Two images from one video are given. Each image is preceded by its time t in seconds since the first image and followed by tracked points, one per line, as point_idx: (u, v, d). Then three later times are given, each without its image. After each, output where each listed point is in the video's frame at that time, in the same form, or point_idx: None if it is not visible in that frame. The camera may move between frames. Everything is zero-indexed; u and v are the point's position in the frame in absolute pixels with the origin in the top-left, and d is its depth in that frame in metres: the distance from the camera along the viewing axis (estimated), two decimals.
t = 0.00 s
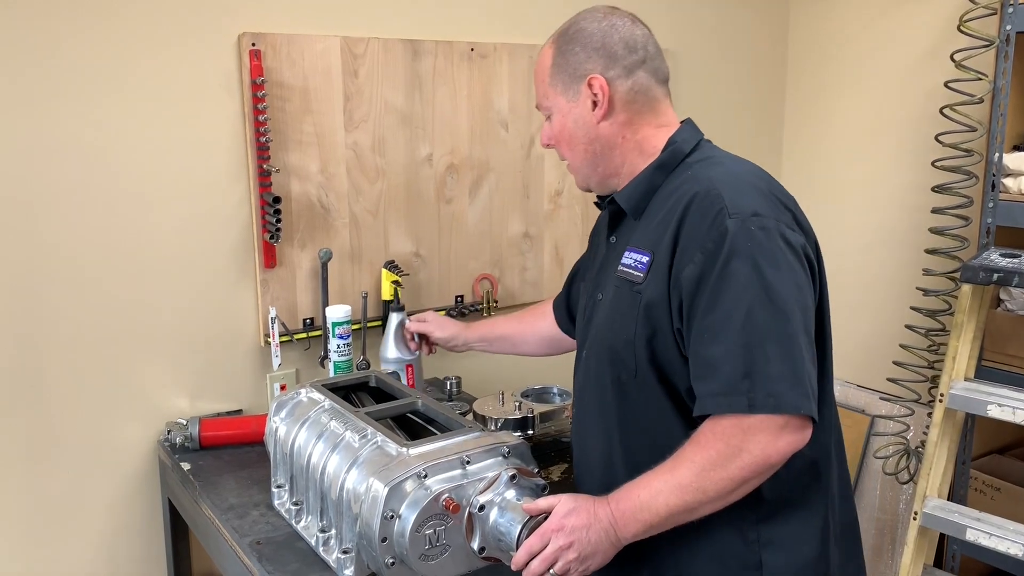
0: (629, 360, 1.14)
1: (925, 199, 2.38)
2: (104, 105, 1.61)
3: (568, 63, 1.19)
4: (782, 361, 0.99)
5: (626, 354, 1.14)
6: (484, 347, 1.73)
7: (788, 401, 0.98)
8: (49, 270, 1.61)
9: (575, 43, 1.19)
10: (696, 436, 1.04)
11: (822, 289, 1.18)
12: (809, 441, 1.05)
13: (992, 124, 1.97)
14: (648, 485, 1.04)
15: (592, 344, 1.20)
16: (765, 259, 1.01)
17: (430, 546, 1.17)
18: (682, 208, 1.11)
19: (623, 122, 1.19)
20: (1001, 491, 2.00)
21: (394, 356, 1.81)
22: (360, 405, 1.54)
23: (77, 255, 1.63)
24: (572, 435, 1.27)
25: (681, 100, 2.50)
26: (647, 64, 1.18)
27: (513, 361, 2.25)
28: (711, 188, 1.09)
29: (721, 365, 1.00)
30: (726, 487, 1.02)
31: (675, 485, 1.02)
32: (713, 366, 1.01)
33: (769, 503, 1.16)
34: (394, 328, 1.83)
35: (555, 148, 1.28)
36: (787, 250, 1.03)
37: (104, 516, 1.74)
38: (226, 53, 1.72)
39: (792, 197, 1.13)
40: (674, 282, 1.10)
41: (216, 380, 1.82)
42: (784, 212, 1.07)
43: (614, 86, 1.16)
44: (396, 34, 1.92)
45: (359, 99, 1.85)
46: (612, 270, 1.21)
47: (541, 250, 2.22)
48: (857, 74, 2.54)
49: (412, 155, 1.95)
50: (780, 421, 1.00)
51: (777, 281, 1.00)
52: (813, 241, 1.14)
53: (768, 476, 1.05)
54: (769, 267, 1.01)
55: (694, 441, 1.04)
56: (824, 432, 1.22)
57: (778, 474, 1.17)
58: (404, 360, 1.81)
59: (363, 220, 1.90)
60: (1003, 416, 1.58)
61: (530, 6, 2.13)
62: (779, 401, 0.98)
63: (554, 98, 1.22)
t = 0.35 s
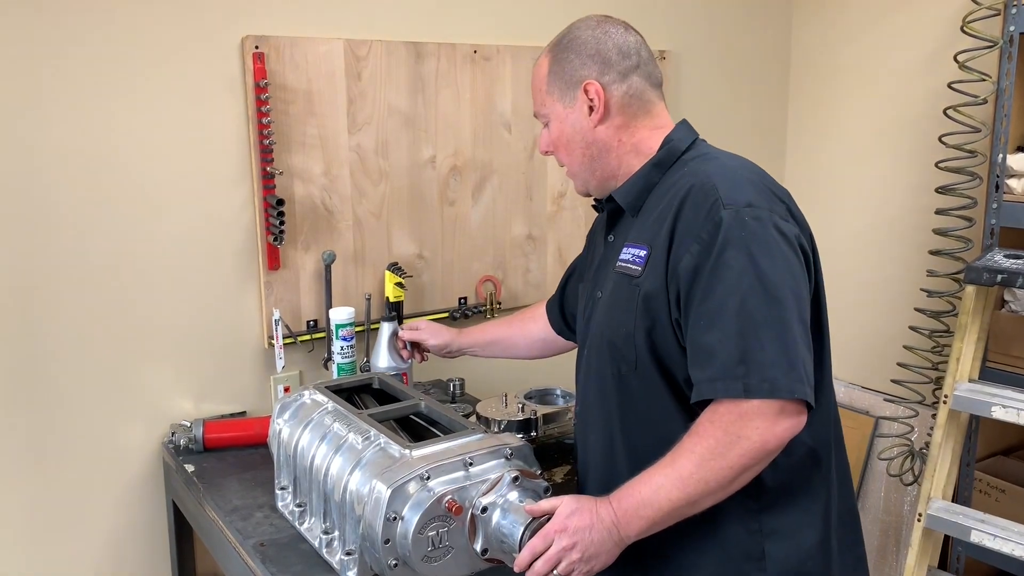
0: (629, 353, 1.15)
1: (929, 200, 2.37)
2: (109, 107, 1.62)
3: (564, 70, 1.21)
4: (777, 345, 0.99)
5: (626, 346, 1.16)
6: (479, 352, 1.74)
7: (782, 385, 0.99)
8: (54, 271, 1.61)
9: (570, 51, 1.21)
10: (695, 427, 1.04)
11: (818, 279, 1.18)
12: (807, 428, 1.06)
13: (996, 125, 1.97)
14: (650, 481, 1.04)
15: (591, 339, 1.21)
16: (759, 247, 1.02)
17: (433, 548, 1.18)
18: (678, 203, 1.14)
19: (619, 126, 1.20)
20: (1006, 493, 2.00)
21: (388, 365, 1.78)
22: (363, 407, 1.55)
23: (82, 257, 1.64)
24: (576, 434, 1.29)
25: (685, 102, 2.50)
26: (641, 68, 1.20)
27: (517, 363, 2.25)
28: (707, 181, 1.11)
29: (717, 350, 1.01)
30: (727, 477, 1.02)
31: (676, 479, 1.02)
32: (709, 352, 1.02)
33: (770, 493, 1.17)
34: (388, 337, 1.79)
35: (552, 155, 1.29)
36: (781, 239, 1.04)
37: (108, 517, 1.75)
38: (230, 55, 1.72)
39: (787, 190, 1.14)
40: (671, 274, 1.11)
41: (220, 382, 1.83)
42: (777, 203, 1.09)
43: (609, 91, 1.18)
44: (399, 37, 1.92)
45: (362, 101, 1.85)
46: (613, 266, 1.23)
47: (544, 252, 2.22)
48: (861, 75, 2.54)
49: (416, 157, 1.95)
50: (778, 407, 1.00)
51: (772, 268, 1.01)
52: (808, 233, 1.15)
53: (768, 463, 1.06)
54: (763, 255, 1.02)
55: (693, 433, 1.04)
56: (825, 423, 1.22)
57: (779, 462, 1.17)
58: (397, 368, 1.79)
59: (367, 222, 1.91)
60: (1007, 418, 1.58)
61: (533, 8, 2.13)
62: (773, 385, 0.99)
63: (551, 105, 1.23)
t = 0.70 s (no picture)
0: (663, 347, 1.15)
1: (932, 196, 2.37)
2: (109, 104, 1.62)
3: (611, 59, 1.19)
4: (805, 347, 0.99)
5: (659, 340, 1.15)
6: (483, 348, 1.74)
7: (807, 388, 0.98)
8: (54, 268, 1.61)
9: (619, 40, 1.19)
10: (707, 425, 1.05)
11: (858, 286, 1.16)
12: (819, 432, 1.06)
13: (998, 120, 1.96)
14: (656, 478, 1.04)
15: (625, 330, 1.21)
16: (795, 247, 1.01)
17: (434, 544, 1.19)
18: (720, 197, 1.13)
19: (665, 118, 1.19)
20: (1008, 489, 1.99)
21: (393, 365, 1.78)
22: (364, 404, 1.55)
23: (83, 254, 1.64)
24: (606, 428, 1.29)
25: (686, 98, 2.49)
26: (690, 61, 1.18)
27: (518, 360, 2.24)
28: (752, 177, 1.11)
29: (745, 348, 1.01)
30: (734, 478, 1.02)
31: (684, 476, 1.03)
32: (736, 349, 1.02)
33: (796, 495, 1.17)
34: (391, 336, 1.79)
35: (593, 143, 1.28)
36: (821, 242, 1.03)
37: (110, 515, 1.75)
38: (231, 52, 1.72)
39: (833, 194, 1.13)
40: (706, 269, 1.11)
41: (221, 380, 1.83)
42: (820, 205, 1.07)
43: (657, 83, 1.17)
44: (400, 34, 1.91)
45: (362, 98, 1.85)
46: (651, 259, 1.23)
47: (546, 249, 2.21)
48: (863, 71, 2.53)
49: (417, 154, 1.94)
50: (791, 410, 1.00)
51: (807, 269, 1.01)
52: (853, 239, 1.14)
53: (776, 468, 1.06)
54: (800, 256, 1.01)
55: (704, 431, 1.04)
56: (858, 428, 1.22)
57: (809, 464, 1.17)
58: (403, 366, 1.79)
59: (368, 219, 1.90)
60: (1010, 413, 1.58)
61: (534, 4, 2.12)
62: (799, 387, 0.99)
63: (596, 93, 1.22)
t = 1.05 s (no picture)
0: (738, 353, 1.13)
1: (931, 185, 2.35)
2: (99, 93, 1.59)
3: (694, 42, 1.15)
4: (893, 372, 0.97)
5: (736, 346, 1.13)
6: (507, 318, 1.70)
7: (893, 413, 0.97)
8: (44, 260, 1.59)
9: (703, 22, 1.14)
10: (763, 431, 1.03)
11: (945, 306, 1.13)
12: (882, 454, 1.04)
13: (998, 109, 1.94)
14: (702, 477, 1.03)
15: (697, 328, 1.19)
16: (889, 265, 0.99)
17: (428, 538, 1.19)
18: (810, 201, 1.10)
19: (750, 108, 1.15)
20: (1008, 481, 1.98)
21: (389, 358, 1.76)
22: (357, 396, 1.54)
23: (73, 245, 1.61)
24: (667, 420, 1.28)
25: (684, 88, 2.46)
26: (779, 47, 1.14)
27: (514, 352, 2.23)
28: (846, 185, 1.07)
29: (829, 367, 0.99)
30: (785, 489, 1.01)
31: (731, 480, 1.02)
32: (818, 367, 1.00)
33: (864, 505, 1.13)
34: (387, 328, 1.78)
35: (668, 129, 1.23)
36: (916, 260, 1.00)
37: (102, 510, 1.73)
38: (222, 41, 1.70)
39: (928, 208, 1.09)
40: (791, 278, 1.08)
41: (214, 373, 1.80)
42: (916, 220, 1.04)
43: (744, 70, 1.12)
44: (393, 22, 1.89)
45: (355, 87, 1.82)
46: (726, 255, 1.20)
47: (543, 240, 2.19)
48: (863, 60, 2.50)
49: (411, 144, 1.92)
50: (858, 432, 0.98)
51: (900, 290, 0.98)
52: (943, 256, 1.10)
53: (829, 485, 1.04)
54: (894, 274, 0.98)
55: (760, 437, 1.02)
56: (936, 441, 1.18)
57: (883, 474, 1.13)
58: (398, 360, 1.77)
59: (362, 211, 1.88)
60: (1010, 404, 1.56)
61: None
62: (883, 411, 0.97)
63: (677, 78, 1.17)
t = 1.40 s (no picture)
0: (784, 357, 1.14)
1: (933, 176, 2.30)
2: (78, 81, 1.55)
3: (740, 21, 1.13)
4: (982, 387, 0.96)
5: (784, 352, 1.14)
6: (600, 333, 1.68)
7: (988, 430, 0.96)
8: (20, 253, 1.54)
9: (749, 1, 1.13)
10: (890, 470, 1.00)
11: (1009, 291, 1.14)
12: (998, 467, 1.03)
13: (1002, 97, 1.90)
14: (842, 529, 0.99)
15: (745, 330, 1.20)
16: (970, 277, 0.97)
17: (413, 540, 1.14)
18: (870, 205, 1.08)
19: (799, 89, 1.14)
20: (1011, 478, 1.94)
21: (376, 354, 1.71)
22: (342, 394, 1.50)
23: (51, 238, 1.57)
24: (705, 417, 1.29)
25: (681, 77, 2.41)
26: (828, 26, 1.13)
27: (507, 348, 2.18)
28: (909, 190, 1.04)
29: (917, 390, 0.97)
30: (929, 523, 0.98)
31: (875, 527, 0.98)
32: (906, 390, 0.98)
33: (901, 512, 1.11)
34: (376, 323, 1.74)
35: (710, 111, 1.21)
36: (990, 261, 0.99)
37: (82, 510, 1.69)
38: (205, 27, 1.65)
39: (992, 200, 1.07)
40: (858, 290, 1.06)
41: (198, 370, 1.76)
42: (985, 219, 1.02)
43: (794, 50, 1.11)
44: (382, 8, 1.83)
45: (343, 76, 1.77)
46: (773, 256, 1.20)
47: (536, 233, 2.14)
48: (863, 48, 2.45)
49: (400, 134, 1.87)
50: (982, 450, 0.97)
51: (982, 303, 0.97)
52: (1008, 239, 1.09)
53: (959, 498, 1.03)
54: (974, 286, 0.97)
55: (891, 480, 0.99)
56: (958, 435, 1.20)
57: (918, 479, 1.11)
58: (386, 356, 1.72)
59: (350, 202, 1.83)
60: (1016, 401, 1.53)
61: None
62: (979, 429, 0.96)
63: (722, 58, 1.15)
